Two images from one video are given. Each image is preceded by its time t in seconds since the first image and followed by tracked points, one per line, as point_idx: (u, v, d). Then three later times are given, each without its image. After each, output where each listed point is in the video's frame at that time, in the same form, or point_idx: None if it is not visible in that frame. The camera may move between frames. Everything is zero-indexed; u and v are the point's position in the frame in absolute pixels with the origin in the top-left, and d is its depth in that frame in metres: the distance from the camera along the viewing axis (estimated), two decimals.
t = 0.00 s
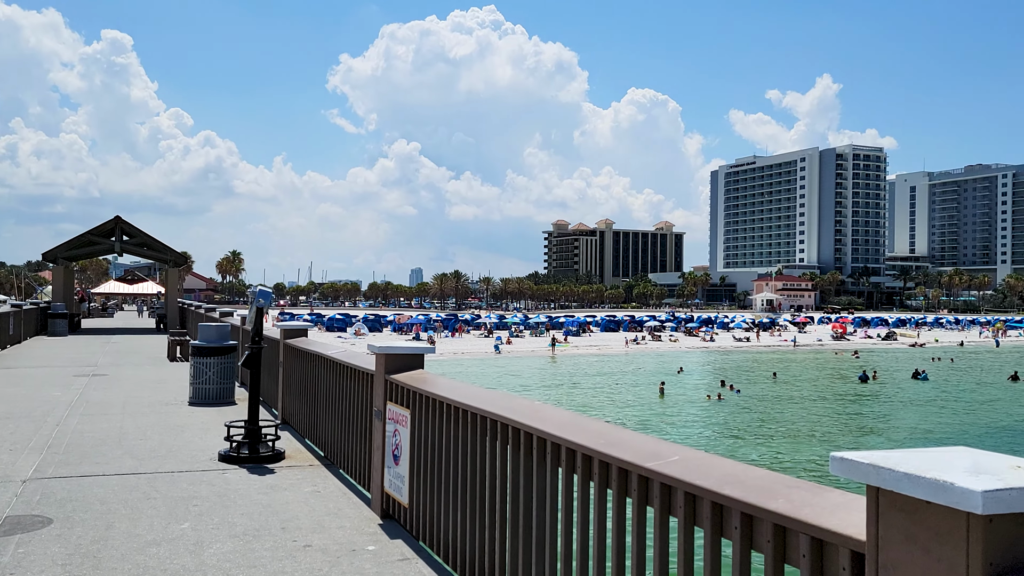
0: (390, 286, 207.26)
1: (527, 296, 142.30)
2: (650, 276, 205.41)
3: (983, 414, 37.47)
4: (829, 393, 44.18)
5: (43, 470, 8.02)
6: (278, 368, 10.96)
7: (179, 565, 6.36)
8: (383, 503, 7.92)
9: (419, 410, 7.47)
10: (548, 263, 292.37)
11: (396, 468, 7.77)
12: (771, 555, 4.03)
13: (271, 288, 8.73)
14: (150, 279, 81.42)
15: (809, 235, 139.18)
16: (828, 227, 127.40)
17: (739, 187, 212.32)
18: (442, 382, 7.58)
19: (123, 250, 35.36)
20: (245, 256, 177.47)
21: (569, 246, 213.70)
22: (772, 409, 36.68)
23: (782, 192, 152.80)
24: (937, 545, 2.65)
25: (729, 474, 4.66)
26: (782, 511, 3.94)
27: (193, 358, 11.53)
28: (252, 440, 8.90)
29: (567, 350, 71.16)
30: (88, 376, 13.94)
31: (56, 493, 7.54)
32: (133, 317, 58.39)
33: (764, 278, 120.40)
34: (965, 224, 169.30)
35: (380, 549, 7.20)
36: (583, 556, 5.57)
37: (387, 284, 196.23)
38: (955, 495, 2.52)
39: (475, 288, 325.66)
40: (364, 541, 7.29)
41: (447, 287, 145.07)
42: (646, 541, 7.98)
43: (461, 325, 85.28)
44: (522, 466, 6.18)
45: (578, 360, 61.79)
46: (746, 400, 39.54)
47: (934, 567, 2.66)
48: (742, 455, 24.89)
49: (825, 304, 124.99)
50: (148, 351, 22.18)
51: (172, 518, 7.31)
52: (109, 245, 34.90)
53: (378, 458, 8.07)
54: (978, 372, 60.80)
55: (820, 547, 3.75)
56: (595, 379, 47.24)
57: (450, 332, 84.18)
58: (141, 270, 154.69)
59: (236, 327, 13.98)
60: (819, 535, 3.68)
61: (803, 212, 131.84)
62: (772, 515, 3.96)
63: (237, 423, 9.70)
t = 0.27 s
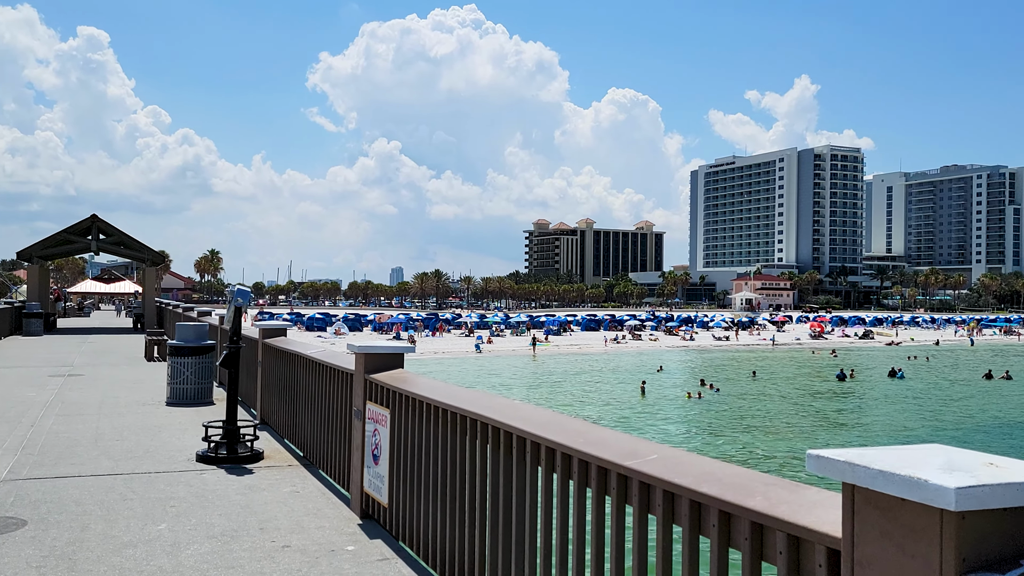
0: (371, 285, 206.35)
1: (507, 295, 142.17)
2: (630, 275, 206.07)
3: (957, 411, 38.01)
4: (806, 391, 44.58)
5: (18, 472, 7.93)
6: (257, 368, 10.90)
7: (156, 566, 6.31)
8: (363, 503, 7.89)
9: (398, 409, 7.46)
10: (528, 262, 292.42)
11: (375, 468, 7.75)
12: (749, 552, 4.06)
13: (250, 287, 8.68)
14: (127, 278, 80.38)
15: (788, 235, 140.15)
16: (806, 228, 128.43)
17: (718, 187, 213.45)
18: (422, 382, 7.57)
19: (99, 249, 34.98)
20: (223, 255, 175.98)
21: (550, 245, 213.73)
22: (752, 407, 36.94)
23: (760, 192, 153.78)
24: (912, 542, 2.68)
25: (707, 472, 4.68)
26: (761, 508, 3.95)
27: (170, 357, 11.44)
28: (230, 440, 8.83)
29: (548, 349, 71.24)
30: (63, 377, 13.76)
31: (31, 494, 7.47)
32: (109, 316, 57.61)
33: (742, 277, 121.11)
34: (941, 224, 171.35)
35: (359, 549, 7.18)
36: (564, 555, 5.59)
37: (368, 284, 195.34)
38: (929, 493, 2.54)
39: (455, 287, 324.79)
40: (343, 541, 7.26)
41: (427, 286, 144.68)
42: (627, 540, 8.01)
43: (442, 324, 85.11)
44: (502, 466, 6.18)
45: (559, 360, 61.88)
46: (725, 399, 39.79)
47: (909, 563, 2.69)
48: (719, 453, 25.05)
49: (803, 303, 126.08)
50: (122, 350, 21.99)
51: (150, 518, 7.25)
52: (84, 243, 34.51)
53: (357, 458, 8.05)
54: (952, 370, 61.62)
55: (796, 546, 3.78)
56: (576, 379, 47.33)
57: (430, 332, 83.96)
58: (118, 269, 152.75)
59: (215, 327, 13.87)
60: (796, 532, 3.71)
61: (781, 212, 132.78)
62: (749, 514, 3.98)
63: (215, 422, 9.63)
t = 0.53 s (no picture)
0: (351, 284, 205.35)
1: (487, 294, 142.06)
2: (610, 274, 206.68)
3: (931, 408, 38.52)
4: (784, 389, 44.98)
5: None
6: (234, 367, 10.85)
7: (131, 569, 6.23)
8: (341, 502, 7.88)
9: (378, 408, 7.44)
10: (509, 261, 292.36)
11: (355, 467, 7.72)
12: (725, 549, 4.08)
13: (228, 285, 8.63)
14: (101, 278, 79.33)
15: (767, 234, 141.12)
16: (784, 227, 129.45)
17: (698, 187, 214.64)
18: (401, 380, 7.56)
19: (75, 247, 34.58)
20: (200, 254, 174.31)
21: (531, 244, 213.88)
22: (731, 405, 37.22)
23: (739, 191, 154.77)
24: (883, 538, 2.72)
25: (683, 469, 4.71)
26: (739, 506, 3.98)
27: (146, 357, 11.35)
28: (207, 440, 8.79)
29: (528, 348, 71.32)
30: (36, 377, 13.60)
31: (3, 496, 7.37)
32: (84, 316, 56.83)
33: (722, 276, 121.86)
34: (917, 224, 173.50)
35: (338, 549, 7.14)
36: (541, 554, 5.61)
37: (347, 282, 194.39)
38: (901, 488, 2.58)
39: (434, 286, 323.56)
40: (322, 542, 7.23)
41: (407, 286, 144.26)
42: (607, 539, 8.06)
43: (422, 324, 85.00)
44: (481, 465, 6.20)
45: (539, 358, 61.94)
46: (705, 397, 40.02)
47: (883, 559, 2.72)
48: (696, 452, 25.20)
49: (782, 302, 127.05)
50: (96, 350, 21.78)
51: (125, 520, 7.18)
52: (59, 242, 34.11)
53: (336, 457, 8.02)
54: (927, 368, 62.42)
55: (770, 542, 3.82)
56: (557, 378, 47.43)
57: (410, 331, 83.78)
58: (92, 268, 150.68)
59: (192, 326, 13.77)
60: (773, 530, 3.73)
61: (759, 212, 133.75)
62: (726, 512, 4.00)
63: (193, 422, 9.56)
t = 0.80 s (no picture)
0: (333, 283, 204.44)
1: (470, 293, 141.91)
2: (594, 274, 207.10)
3: (909, 406, 38.98)
4: (765, 388, 45.31)
5: None
6: (215, 366, 10.79)
7: (111, 570, 6.19)
8: (323, 502, 7.85)
9: (359, 408, 7.42)
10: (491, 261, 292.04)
11: (335, 467, 7.70)
12: (706, 547, 4.10)
13: (208, 284, 8.58)
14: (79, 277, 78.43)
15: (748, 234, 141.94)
16: (765, 227, 130.35)
17: (680, 186, 215.62)
18: (382, 379, 7.54)
19: (52, 245, 34.27)
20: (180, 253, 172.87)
21: (514, 243, 213.89)
22: (713, 404, 37.43)
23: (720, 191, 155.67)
24: (861, 535, 2.75)
25: (664, 468, 4.73)
26: (717, 504, 4.01)
27: (125, 357, 11.26)
28: (187, 441, 8.73)
29: (511, 347, 71.34)
30: (14, 377, 13.45)
31: None
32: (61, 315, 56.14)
33: (703, 276, 122.48)
34: (897, 224, 175.38)
35: (319, 549, 7.12)
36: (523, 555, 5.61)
37: (329, 282, 193.45)
38: (880, 486, 2.61)
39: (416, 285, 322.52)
40: (304, 542, 7.20)
41: (389, 285, 143.91)
42: (588, 538, 8.10)
43: (404, 323, 84.85)
44: (463, 465, 6.19)
45: (522, 358, 62.01)
46: (688, 396, 40.21)
47: (859, 559, 2.76)
48: (677, 450, 25.33)
49: (763, 301, 127.86)
50: (72, 350, 21.56)
51: (103, 521, 7.12)
52: (37, 240, 33.78)
53: (317, 457, 7.99)
54: (905, 366, 63.13)
55: (750, 540, 3.84)
56: (540, 377, 47.48)
57: (393, 330, 83.59)
58: (71, 266, 148.89)
59: (172, 325, 13.67)
60: (751, 527, 3.76)
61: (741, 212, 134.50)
62: (706, 509, 4.02)
63: (172, 423, 9.49)
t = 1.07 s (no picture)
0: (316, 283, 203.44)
1: (454, 293, 141.76)
2: (577, 273, 207.62)
3: (890, 405, 39.40)
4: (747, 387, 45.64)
5: None
6: (196, 365, 10.72)
7: (89, 571, 6.15)
8: (305, 502, 7.81)
9: (341, 407, 7.40)
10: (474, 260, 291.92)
11: (318, 467, 7.67)
12: (687, 546, 4.12)
13: (189, 284, 8.52)
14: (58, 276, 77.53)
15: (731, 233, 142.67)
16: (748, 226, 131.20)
17: (664, 187, 216.55)
18: (365, 379, 7.52)
19: (31, 244, 33.92)
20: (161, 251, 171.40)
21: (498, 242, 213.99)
22: (697, 403, 37.62)
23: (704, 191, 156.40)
24: (840, 531, 2.76)
25: (646, 466, 4.76)
26: (698, 503, 4.03)
27: (105, 356, 11.17)
28: (167, 441, 8.67)
29: (494, 346, 71.38)
30: None
31: None
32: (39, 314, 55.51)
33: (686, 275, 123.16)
34: (878, 224, 177.05)
35: (301, 550, 7.09)
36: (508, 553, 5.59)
37: (312, 281, 192.50)
38: (856, 485, 2.63)
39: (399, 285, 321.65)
40: (284, 542, 7.18)
41: (373, 284, 143.59)
42: (571, 538, 8.12)
43: (388, 323, 84.69)
44: (444, 464, 6.18)
45: (506, 357, 62.10)
46: (672, 395, 40.39)
47: (839, 557, 2.77)
48: (659, 449, 25.49)
49: (745, 300, 128.69)
50: (50, 350, 21.36)
51: (82, 522, 7.06)
52: (15, 239, 33.43)
53: (299, 457, 7.96)
54: (885, 365, 63.86)
55: (731, 536, 3.86)
56: (524, 376, 47.61)
57: (376, 330, 83.42)
58: (50, 265, 147.27)
59: (153, 324, 13.58)
60: (732, 526, 3.78)
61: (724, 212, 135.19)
62: (688, 508, 4.04)
63: (152, 423, 9.44)
